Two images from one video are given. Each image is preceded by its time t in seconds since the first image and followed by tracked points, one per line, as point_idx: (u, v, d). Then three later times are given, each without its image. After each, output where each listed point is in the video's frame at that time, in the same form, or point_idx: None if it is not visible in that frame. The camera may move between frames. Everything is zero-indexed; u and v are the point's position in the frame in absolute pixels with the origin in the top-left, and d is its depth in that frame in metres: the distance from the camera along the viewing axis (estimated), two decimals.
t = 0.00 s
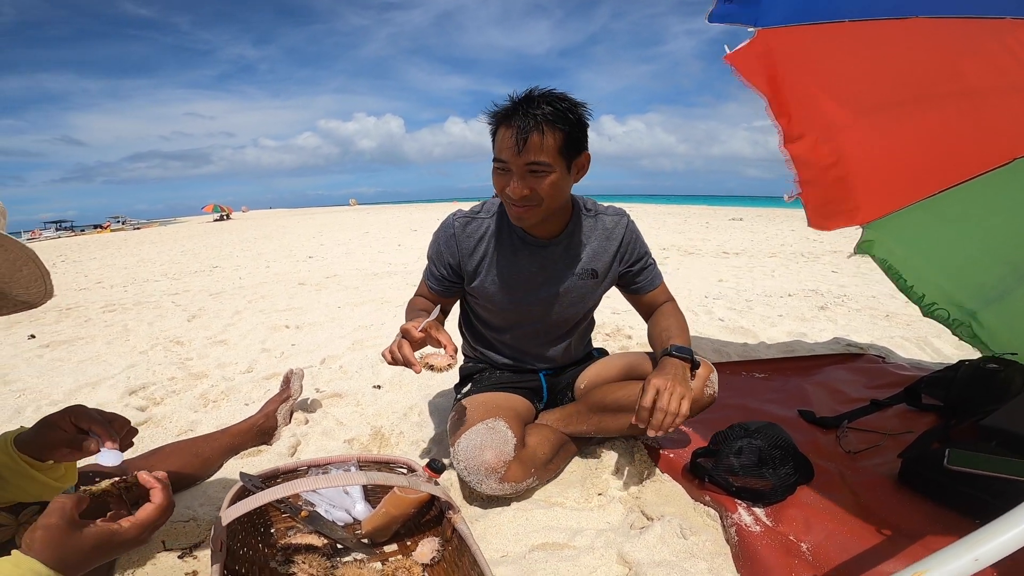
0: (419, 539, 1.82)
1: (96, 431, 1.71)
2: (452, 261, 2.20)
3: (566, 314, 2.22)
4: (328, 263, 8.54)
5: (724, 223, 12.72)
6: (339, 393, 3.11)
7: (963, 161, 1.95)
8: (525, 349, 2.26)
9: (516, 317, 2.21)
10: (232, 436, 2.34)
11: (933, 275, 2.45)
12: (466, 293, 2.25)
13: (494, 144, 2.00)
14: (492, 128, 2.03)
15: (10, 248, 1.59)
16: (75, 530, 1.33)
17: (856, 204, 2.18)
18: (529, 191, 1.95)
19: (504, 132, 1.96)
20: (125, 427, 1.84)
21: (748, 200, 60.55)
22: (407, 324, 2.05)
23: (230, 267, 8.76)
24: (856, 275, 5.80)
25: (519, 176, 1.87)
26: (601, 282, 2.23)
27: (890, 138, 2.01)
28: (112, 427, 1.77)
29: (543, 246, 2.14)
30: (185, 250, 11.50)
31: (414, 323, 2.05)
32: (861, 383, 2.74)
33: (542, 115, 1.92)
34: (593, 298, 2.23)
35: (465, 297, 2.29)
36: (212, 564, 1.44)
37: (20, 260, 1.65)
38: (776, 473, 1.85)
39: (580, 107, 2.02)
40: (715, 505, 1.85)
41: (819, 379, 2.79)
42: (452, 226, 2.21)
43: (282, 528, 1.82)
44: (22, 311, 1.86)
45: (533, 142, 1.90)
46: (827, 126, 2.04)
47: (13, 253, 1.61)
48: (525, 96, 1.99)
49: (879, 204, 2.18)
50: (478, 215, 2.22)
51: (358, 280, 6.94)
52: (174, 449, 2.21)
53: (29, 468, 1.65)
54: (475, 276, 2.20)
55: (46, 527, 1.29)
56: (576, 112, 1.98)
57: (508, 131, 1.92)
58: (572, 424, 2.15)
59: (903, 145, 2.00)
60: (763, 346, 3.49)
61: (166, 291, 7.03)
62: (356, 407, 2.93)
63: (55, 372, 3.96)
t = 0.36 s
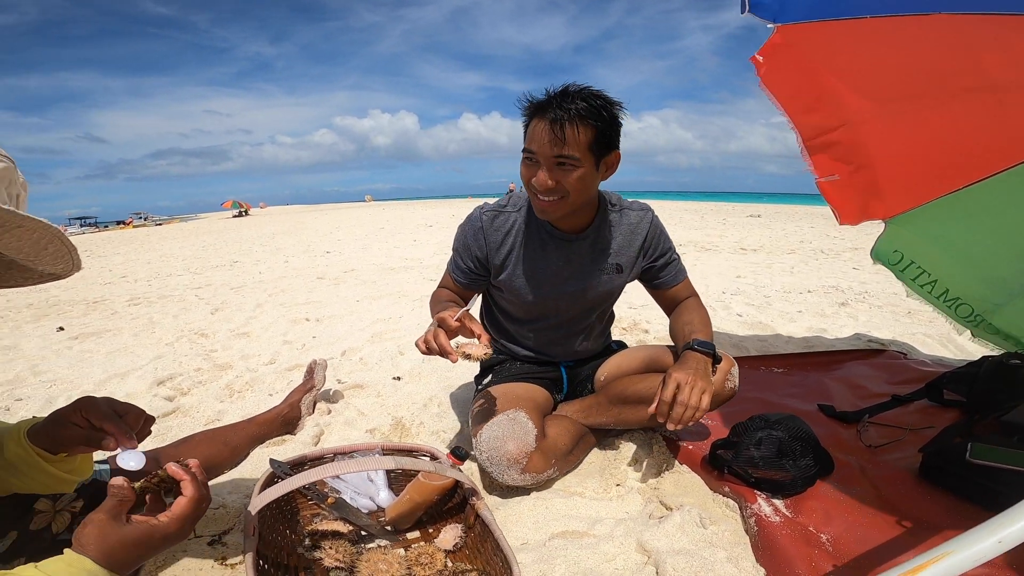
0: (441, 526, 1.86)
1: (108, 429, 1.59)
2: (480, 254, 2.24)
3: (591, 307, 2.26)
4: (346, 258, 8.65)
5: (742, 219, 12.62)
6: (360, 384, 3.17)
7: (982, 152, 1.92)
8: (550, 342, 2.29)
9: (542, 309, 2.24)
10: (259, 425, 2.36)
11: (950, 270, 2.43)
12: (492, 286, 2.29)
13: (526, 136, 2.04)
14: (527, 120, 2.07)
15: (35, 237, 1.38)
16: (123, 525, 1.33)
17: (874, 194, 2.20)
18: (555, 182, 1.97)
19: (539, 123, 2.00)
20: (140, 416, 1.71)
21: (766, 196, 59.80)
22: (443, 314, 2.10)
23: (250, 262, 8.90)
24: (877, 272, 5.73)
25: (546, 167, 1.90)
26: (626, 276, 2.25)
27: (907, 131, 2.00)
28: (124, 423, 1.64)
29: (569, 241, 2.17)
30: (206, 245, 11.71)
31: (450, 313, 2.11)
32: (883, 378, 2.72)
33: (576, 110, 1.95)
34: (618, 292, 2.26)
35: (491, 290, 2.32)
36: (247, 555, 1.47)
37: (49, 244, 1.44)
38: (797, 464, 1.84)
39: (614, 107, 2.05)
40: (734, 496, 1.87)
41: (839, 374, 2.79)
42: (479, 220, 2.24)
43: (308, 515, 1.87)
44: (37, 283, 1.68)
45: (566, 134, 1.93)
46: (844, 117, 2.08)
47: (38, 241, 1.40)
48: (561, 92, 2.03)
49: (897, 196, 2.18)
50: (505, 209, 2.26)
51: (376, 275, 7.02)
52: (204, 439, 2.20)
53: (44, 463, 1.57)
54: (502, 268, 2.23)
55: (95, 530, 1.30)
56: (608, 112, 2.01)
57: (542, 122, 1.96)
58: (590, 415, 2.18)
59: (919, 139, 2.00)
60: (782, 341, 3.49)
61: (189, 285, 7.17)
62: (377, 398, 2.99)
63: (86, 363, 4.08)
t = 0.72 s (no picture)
0: (464, 520, 1.90)
1: (153, 432, 1.59)
2: (499, 253, 2.28)
3: (608, 306, 2.29)
4: (366, 258, 8.78)
5: (762, 219, 12.49)
6: (383, 382, 3.24)
7: (1008, 145, 1.89)
8: (567, 340, 2.33)
9: (560, 308, 2.28)
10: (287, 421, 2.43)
11: (974, 265, 2.40)
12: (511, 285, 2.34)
13: (543, 139, 2.09)
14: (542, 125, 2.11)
15: (73, 236, 1.39)
16: (162, 518, 1.29)
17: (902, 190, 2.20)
18: (574, 182, 2.01)
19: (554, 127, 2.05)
20: (186, 423, 1.73)
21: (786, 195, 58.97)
22: (460, 308, 2.15)
23: (273, 263, 9.07)
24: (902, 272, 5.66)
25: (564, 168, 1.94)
26: (643, 276, 2.28)
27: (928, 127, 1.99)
28: (170, 426, 1.65)
29: (587, 241, 2.20)
30: (229, 246, 11.96)
31: (466, 308, 2.16)
32: (906, 379, 2.70)
33: (590, 112, 1.99)
34: (636, 292, 2.28)
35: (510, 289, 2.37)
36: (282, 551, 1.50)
37: (87, 242, 1.44)
38: (817, 462, 1.87)
39: (625, 106, 2.08)
40: (754, 493, 1.88)
41: (862, 374, 2.78)
42: (499, 221, 2.29)
43: (336, 509, 1.93)
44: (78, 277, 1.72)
45: (582, 135, 1.97)
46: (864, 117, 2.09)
47: (75, 242, 1.41)
48: (573, 95, 2.07)
49: (925, 190, 2.17)
50: (524, 209, 2.30)
51: (395, 275, 7.11)
52: (234, 435, 2.23)
53: (89, 461, 1.59)
54: (521, 268, 2.27)
55: (129, 529, 1.26)
56: (621, 112, 2.05)
57: (558, 125, 2.00)
58: (609, 412, 2.21)
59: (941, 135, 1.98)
60: (804, 341, 3.47)
61: (214, 285, 7.35)
62: (398, 395, 3.05)
63: (118, 360, 4.22)
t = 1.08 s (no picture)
0: (501, 518, 1.93)
1: (221, 432, 1.64)
2: (534, 254, 2.33)
3: (641, 308, 2.32)
4: (391, 259, 8.90)
5: (788, 221, 12.33)
6: (414, 382, 3.30)
7: None
8: (599, 341, 2.36)
9: (593, 309, 2.32)
10: (324, 419, 2.50)
11: (1009, 267, 2.25)
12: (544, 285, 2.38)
13: (580, 143, 2.13)
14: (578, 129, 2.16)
15: (152, 238, 1.35)
16: (228, 512, 1.32)
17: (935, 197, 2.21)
18: (612, 184, 2.05)
19: (591, 131, 2.09)
20: (251, 425, 1.78)
21: (811, 196, 57.93)
22: (498, 306, 2.22)
23: (299, 263, 9.25)
24: (935, 276, 5.56)
25: (603, 171, 1.98)
26: (676, 279, 2.31)
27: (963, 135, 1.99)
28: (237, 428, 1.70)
29: (621, 243, 2.24)
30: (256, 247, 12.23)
31: (504, 305, 2.23)
32: (942, 383, 2.68)
33: (626, 115, 2.03)
34: (668, 294, 2.31)
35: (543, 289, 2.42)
36: (333, 541, 1.53)
37: (167, 246, 1.43)
38: (855, 463, 1.88)
39: (660, 110, 2.12)
40: (790, 494, 1.90)
41: (897, 379, 2.76)
42: (533, 223, 2.35)
43: (376, 507, 1.94)
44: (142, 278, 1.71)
45: (620, 139, 2.01)
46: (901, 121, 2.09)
47: (156, 243, 1.38)
48: (608, 99, 2.11)
49: (950, 195, 2.19)
50: (558, 211, 2.35)
51: (420, 276, 7.20)
52: (276, 431, 2.33)
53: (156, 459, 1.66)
54: (555, 269, 2.32)
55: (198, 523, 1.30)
56: (657, 115, 2.08)
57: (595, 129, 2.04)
58: (642, 413, 2.25)
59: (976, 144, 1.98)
60: (835, 345, 3.45)
61: (244, 285, 7.53)
62: (430, 395, 3.11)
63: (157, 358, 4.37)
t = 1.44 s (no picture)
0: (526, 516, 1.91)
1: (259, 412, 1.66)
2: (557, 251, 2.35)
3: (665, 308, 2.33)
4: (407, 259, 8.97)
5: (806, 222, 12.20)
6: (434, 380, 3.33)
7: None
8: (622, 339, 2.38)
9: (617, 307, 2.33)
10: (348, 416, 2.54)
11: None
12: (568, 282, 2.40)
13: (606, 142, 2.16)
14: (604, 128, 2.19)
15: (194, 222, 1.35)
16: (267, 500, 1.34)
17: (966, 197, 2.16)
18: (640, 180, 2.06)
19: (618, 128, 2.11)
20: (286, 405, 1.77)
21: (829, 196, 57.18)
22: (525, 301, 2.24)
23: (317, 263, 9.35)
24: (959, 277, 5.47)
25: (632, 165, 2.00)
26: (700, 279, 2.32)
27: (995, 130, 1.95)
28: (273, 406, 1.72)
29: (646, 242, 2.26)
30: (273, 247, 12.38)
31: (531, 301, 2.25)
32: (969, 385, 2.66)
33: (653, 112, 2.06)
34: (692, 294, 2.32)
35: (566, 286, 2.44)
36: (364, 534, 1.52)
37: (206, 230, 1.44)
38: (884, 463, 1.88)
39: (686, 110, 2.15)
40: (817, 493, 1.90)
41: (923, 380, 2.74)
42: (558, 220, 2.37)
43: (401, 505, 1.92)
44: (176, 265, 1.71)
45: (648, 134, 2.03)
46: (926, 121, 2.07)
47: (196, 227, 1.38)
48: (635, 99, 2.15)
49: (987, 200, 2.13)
50: (582, 210, 2.37)
51: (437, 276, 7.25)
52: (301, 428, 2.37)
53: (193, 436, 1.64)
54: (578, 266, 2.34)
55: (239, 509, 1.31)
56: (684, 114, 2.11)
57: (624, 124, 2.06)
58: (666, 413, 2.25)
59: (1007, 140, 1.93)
60: (858, 347, 3.42)
61: (262, 284, 7.63)
62: (450, 394, 3.13)
63: (180, 356, 4.45)
